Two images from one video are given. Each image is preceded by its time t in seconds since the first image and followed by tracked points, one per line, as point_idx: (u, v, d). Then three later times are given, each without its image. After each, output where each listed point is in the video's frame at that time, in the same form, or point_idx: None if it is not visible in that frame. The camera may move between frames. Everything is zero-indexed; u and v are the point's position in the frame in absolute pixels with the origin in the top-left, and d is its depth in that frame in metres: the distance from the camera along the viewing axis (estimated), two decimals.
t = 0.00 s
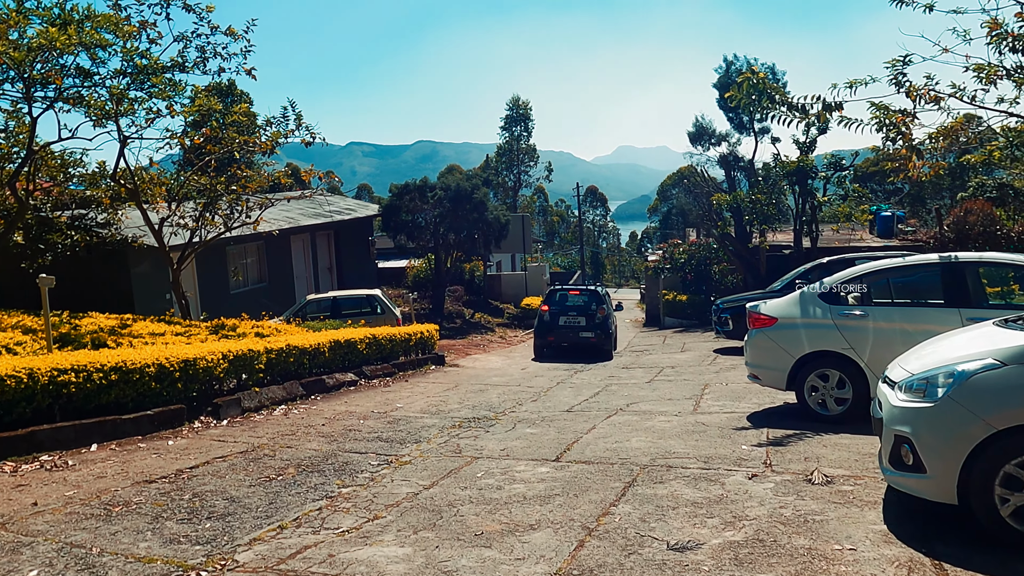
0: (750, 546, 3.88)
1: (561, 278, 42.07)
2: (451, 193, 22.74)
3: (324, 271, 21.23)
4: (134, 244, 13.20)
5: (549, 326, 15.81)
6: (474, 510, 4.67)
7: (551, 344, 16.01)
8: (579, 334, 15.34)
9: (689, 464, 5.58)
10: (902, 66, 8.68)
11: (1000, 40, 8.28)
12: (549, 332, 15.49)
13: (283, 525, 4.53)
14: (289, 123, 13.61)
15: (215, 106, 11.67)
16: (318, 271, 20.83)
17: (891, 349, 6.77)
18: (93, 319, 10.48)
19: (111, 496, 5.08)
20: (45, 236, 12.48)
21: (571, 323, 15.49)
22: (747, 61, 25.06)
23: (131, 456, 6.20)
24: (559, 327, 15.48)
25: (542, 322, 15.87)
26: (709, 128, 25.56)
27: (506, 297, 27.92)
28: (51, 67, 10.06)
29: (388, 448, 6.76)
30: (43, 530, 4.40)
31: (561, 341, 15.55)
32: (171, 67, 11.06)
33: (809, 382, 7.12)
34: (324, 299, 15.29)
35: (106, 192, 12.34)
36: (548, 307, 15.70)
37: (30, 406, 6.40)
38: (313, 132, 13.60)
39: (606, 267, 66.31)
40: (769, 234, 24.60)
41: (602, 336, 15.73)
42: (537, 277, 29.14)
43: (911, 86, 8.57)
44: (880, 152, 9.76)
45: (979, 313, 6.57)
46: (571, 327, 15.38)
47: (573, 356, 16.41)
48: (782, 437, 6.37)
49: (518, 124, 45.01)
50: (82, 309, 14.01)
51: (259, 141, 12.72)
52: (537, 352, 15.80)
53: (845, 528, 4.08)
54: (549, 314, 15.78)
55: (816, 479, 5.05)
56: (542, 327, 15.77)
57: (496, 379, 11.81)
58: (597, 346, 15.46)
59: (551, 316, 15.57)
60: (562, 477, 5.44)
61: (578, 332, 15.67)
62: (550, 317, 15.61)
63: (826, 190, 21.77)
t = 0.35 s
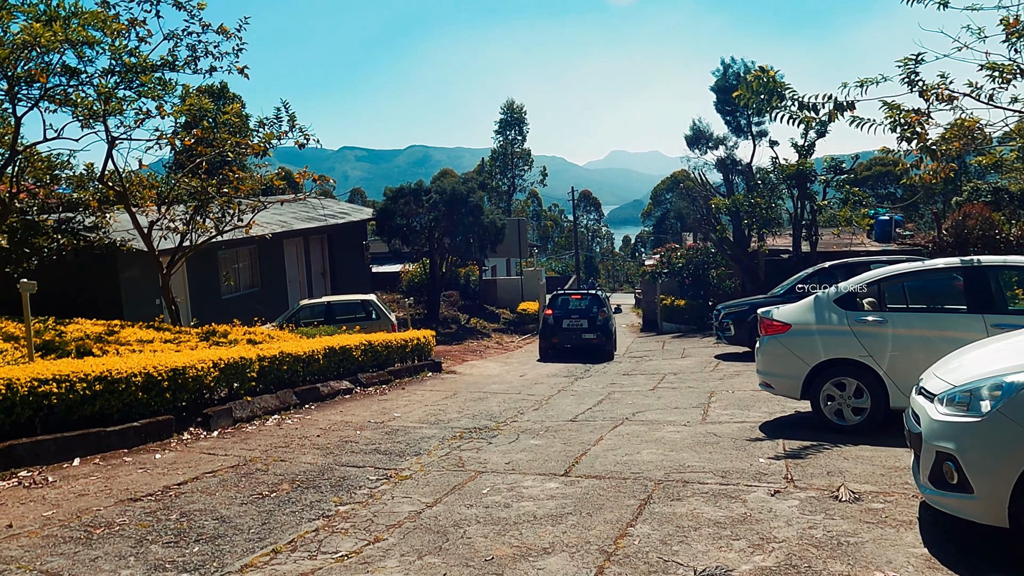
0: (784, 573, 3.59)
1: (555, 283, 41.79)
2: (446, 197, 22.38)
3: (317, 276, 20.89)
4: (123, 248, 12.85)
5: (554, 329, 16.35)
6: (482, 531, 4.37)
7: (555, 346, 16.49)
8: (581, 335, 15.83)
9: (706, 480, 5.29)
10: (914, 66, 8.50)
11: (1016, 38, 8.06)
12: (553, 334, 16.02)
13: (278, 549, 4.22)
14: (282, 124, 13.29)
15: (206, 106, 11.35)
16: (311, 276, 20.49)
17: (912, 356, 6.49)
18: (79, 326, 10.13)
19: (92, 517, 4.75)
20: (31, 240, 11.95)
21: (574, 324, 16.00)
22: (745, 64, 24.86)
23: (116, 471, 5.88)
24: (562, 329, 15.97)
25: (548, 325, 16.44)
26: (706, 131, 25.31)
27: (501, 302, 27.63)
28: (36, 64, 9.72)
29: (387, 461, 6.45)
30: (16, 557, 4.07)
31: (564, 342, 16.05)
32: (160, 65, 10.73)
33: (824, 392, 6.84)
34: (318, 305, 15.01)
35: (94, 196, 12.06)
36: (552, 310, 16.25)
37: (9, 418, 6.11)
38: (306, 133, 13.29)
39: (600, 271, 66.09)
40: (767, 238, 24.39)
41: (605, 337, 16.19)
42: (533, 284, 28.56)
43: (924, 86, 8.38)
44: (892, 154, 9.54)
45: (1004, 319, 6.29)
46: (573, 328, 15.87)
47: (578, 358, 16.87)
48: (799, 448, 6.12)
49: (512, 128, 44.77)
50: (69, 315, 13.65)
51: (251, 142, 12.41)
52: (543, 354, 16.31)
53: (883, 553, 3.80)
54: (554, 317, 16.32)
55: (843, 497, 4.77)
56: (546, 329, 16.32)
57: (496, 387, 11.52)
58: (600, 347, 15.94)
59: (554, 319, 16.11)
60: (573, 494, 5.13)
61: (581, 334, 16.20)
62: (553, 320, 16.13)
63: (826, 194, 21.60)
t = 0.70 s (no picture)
0: None
1: (549, 288, 41.49)
2: (440, 200, 22.09)
3: (309, 280, 20.53)
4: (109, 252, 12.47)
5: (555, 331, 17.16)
6: (486, 556, 4.05)
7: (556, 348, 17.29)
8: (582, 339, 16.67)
9: (721, 496, 4.98)
10: (925, 63, 8.26)
11: None
12: (555, 336, 16.85)
13: None
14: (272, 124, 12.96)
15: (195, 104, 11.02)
16: (302, 281, 20.13)
17: (931, 363, 6.19)
18: (60, 333, 9.77)
19: (64, 541, 4.41)
20: (13, 244, 11.35)
21: (575, 328, 16.83)
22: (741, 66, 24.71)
23: (93, 489, 5.52)
24: (565, 332, 16.81)
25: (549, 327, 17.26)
26: (703, 134, 25.08)
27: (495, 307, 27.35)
28: (15, 62, 9.37)
29: (381, 475, 6.12)
30: None
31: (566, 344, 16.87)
32: (146, 63, 10.38)
33: (839, 400, 6.56)
34: (308, 310, 14.63)
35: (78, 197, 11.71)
36: (554, 314, 17.06)
37: None
38: (298, 134, 12.96)
39: (593, 276, 65.87)
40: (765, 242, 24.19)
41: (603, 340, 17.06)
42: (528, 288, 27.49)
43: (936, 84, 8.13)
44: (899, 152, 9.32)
45: None
46: (575, 331, 16.69)
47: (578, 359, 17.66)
48: (816, 461, 5.83)
49: (506, 131, 44.53)
50: (53, 321, 13.26)
51: (241, 143, 12.08)
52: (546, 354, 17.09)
53: None
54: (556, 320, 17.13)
55: (871, 515, 4.46)
56: (549, 332, 17.15)
57: (492, 394, 11.20)
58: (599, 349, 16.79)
59: (556, 322, 16.92)
60: (581, 512, 4.81)
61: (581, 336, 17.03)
62: (556, 323, 16.97)
63: (824, 197, 21.42)
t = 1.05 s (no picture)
0: None
1: (543, 292, 41.22)
2: (435, 203, 21.81)
3: (300, 284, 20.19)
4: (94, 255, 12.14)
5: (556, 333, 17.62)
6: None
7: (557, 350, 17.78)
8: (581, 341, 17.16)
9: (740, 515, 4.70)
10: (938, 62, 8.02)
11: None
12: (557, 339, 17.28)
13: None
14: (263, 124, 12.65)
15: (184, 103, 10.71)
16: (294, 285, 19.79)
17: (952, 373, 5.93)
18: (42, 338, 9.44)
19: (36, 567, 4.08)
20: None
21: (575, 331, 17.29)
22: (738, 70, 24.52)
23: (70, 506, 5.20)
24: (564, 335, 17.33)
25: (549, 330, 17.72)
26: (699, 138, 24.90)
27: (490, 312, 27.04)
28: None
29: (378, 491, 5.80)
30: None
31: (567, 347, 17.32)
32: (133, 59, 10.06)
33: (855, 412, 6.31)
34: (300, 314, 14.30)
35: (63, 199, 11.38)
36: (554, 317, 17.45)
37: None
38: (290, 134, 12.66)
39: (587, 280, 65.67)
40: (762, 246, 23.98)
41: (602, 342, 17.58)
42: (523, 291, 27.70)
43: (949, 85, 7.90)
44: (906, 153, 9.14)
45: None
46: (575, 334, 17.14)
47: (576, 361, 18.17)
48: (834, 475, 5.56)
49: (499, 135, 44.32)
50: (37, 325, 12.90)
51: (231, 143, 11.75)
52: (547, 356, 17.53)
53: None
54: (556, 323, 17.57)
55: (902, 538, 4.18)
56: (549, 334, 17.59)
57: (490, 402, 10.90)
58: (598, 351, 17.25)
59: (557, 325, 17.33)
60: (591, 533, 4.51)
61: (581, 338, 17.50)
62: (557, 326, 17.50)
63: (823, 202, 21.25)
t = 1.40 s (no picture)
0: None
1: (535, 294, 40.92)
2: (425, 203, 21.46)
3: (289, 285, 19.81)
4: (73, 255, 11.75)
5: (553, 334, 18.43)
6: None
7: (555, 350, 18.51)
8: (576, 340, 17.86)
9: (755, 535, 4.39)
10: (948, 57, 7.75)
11: None
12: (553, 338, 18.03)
13: None
14: (249, 120, 12.28)
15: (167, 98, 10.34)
16: (282, 287, 19.40)
17: (972, 381, 5.65)
18: (17, 342, 9.05)
19: None
20: None
21: (571, 330, 18.08)
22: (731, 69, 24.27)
23: (36, 525, 4.84)
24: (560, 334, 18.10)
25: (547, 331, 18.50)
26: (692, 138, 24.65)
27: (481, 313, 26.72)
28: None
29: (366, 505, 5.47)
30: None
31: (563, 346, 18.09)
32: (113, 52, 9.67)
33: (868, 421, 6.03)
34: (287, 316, 13.93)
35: (41, 197, 11.01)
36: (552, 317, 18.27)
37: None
38: (277, 131, 12.30)
39: (578, 281, 65.44)
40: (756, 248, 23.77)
41: (597, 341, 18.29)
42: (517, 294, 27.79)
43: (959, 81, 7.65)
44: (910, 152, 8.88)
45: None
46: (571, 333, 17.89)
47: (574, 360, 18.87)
48: (848, 489, 5.27)
49: (490, 135, 44.00)
50: (14, 327, 12.50)
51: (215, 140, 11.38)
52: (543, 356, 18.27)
53: None
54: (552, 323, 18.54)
55: (933, 561, 3.87)
56: (545, 334, 18.46)
57: (482, 407, 10.57)
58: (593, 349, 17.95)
59: (553, 325, 18.11)
60: (597, 555, 4.20)
61: (575, 338, 18.37)
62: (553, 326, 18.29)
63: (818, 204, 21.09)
